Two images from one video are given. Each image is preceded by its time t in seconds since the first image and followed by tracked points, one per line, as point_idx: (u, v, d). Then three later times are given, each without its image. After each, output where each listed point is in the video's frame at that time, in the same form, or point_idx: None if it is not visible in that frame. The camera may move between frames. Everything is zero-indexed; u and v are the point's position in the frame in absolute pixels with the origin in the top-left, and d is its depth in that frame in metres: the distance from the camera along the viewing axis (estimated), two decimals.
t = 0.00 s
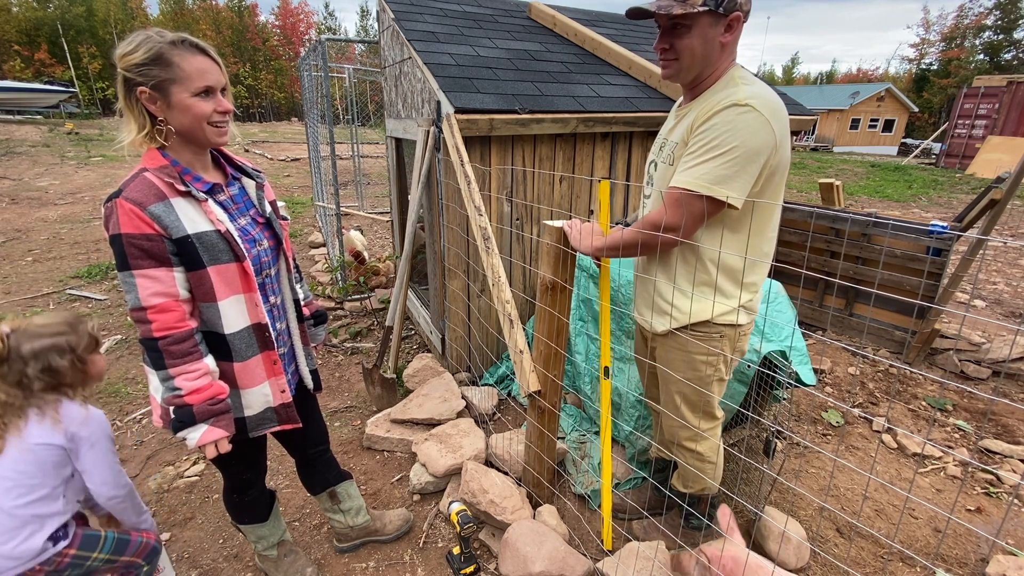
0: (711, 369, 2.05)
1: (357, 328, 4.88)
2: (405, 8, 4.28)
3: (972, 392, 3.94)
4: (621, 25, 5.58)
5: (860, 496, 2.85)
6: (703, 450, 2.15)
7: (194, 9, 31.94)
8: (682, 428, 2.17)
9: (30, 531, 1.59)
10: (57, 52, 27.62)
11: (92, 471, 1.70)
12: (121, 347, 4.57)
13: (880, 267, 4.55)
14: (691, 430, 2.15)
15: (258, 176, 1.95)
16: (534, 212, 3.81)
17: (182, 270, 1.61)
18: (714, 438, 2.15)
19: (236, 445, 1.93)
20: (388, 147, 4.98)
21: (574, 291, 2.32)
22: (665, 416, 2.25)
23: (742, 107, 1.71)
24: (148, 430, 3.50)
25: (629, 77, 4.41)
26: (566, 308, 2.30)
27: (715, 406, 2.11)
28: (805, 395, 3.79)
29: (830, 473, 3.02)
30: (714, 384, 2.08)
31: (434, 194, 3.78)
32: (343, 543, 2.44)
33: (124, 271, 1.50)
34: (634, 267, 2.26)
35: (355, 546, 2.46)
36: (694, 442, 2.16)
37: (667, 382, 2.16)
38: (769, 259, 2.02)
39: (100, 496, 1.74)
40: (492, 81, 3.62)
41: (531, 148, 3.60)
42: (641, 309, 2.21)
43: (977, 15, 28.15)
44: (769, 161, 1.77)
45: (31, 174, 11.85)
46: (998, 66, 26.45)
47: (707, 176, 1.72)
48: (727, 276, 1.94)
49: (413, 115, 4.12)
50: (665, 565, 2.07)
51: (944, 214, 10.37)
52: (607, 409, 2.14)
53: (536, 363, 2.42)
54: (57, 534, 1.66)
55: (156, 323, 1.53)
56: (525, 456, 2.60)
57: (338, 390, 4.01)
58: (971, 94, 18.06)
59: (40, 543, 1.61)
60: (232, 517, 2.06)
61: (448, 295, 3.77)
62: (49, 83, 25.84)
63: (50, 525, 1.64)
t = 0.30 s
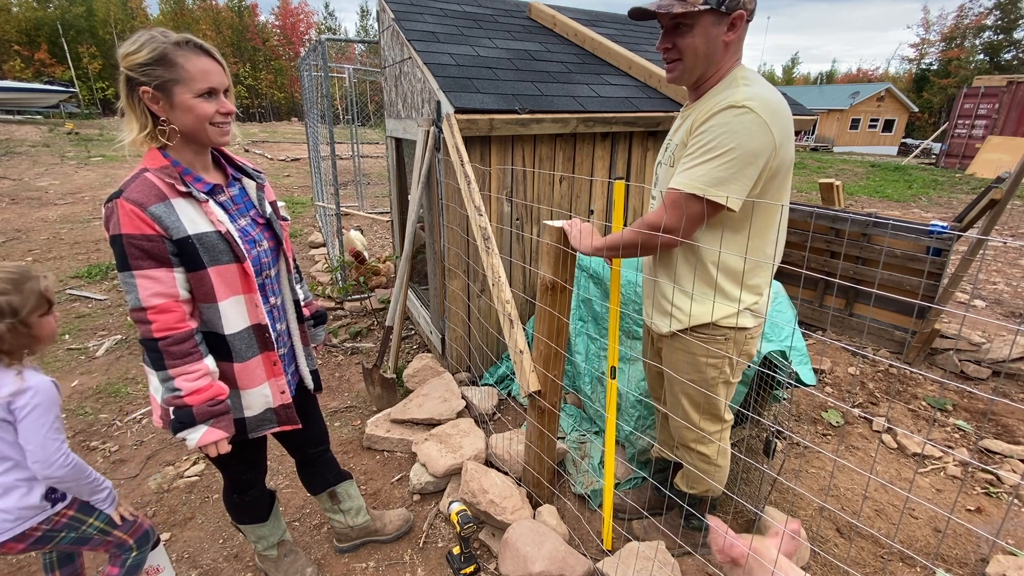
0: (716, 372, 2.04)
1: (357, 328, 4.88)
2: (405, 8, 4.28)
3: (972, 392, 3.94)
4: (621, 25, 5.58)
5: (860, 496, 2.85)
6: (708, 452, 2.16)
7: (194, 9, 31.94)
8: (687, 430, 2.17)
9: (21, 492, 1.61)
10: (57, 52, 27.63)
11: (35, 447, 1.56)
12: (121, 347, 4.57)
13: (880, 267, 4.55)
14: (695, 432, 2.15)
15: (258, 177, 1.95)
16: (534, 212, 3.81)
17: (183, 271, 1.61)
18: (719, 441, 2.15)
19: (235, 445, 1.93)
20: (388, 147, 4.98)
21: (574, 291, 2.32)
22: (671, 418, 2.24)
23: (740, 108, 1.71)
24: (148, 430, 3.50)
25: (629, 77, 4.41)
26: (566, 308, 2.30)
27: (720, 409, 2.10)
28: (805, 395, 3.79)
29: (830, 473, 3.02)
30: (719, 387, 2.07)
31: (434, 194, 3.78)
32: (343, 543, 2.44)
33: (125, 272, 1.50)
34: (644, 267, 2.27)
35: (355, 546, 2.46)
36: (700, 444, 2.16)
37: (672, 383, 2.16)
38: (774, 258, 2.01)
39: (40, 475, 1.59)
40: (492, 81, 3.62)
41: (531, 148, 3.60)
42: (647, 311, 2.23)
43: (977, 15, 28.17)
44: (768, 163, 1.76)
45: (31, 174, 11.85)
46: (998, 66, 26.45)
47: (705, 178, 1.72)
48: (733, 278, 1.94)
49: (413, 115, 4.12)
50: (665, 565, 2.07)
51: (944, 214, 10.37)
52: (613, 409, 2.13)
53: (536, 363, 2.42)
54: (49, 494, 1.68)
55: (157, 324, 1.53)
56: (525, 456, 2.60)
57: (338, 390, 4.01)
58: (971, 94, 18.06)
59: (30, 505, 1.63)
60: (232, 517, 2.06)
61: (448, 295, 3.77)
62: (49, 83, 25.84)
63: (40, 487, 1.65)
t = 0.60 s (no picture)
0: (723, 375, 2.03)
1: (357, 328, 4.88)
2: (405, 8, 4.28)
3: (972, 392, 3.95)
4: (621, 25, 5.58)
5: (861, 497, 2.85)
6: (714, 455, 2.16)
7: (194, 9, 31.94)
8: (694, 433, 2.17)
9: None
10: (57, 52, 27.63)
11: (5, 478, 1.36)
12: (121, 347, 4.57)
13: (880, 267, 4.55)
14: (702, 436, 2.15)
15: (258, 177, 1.95)
16: (534, 212, 3.80)
17: (182, 271, 1.61)
18: (723, 443, 2.15)
19: (235, 445, 1.93)
20: (388, 147, 4.98)
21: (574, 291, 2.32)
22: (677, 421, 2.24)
23: (737, 108, 1.70)
24: (148, 430, 3.50)
25: (629, 77, 4.41)
26: (566, 308, 2.30)
27: (723, 411, 2.11)
28: (805, 395, 3.79)
29: (830, 473, 3.02)
30: (725, 390, 2.07)
31: (434, 194, 3.78)
32: (343, 543, 2.44)
33: (124, 272, 1.50)
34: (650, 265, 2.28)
35: (355, 546, 2.46)
36: (706, 447, 2.17)
37: (678, 386, 2.17)
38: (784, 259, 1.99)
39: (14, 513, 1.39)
40: (492, 81, 3.62)
41: (531, 148, 3.60)
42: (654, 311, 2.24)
43: (977, 15, 28.17)
44: (768, 163, 1.75)
45: (31, 174, 11.85)
46: (998, 66, 26.46)
47: (703, 178, 1.72)
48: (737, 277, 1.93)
49: (412, 115, 4.12)
50: (665, 565, 2.07)
51: (945, 214, 10.37)
52: (618, 410, 2.13)
53: (536, 363, 2.42)
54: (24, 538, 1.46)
55: (156, 324, 1.53)
56: (525, 456, 2.60)
57: (338, 390, 4.01)
58: (971, 94, 18.06)
59: None
60: (232, 517, 2.06)
61: (448, 295, 3.77)
62: (49, 83, 25.83)
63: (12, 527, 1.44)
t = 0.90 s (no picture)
0: (724, 380, 2.04)
1: (357, 328, 4.88)
2: (405, 8, 4.29)
3: (972, 392, 3.94)
4: (621, 25, 5.59)
5: (861, 496, 2.85)
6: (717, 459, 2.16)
7: (194, 9, 31.95)
8: (697, 437, 2.17)
9: None
10: (57, 52, 27.64)
11: None
12: (121, 347, 4.57)
13: (880, 268, 4.55)
14: (705, 439, 2.14)
15: (258, 177, 1.95)
16: (534, 212, 3.80)
17: (182, 271, 1.61)
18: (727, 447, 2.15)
19: (235, 445, 1.92)
20: (388, 147, 4.98)
21: (574, 292, 2.32)
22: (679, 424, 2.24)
23: (731, 106, 1.70)
24: (148, 430, 3.50)
25: (628, 77, 4.42)
26: (566, 308, 2.31)
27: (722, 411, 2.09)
28: (805, 395, 3.79)
29: (830, 473, 3.02)
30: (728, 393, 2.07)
31: (434, 194, 3.78)
32: (343, 543, 2.44)
33: (124, 272, 1.50)
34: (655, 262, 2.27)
35: (355, 546, 2.46)
36: (708, 451, 2.16)
37: (681, 389, 2.16)
38: (790, 260, 1.97)
39: None
40: (492, 81, 3.62)
41: (531, 148, 3.60)
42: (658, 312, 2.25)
43: (977, 14, 28.17)
44: (765, 159, 1.74)
45: (31, 174, 11.86)
46: (998, 66, 26.47)
47: (696, 174, 1.73)
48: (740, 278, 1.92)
49: (413, 115, 4.12)
50: (665, 565, 2.07)
51: (945, 214, 10.37)
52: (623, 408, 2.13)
53: (536, 363, 2.42)
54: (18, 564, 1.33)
55: (156, 324, 1.53)
56: (525, 456, 2.60)
57: (338, 390, 4.01)
58: (972, 94, 18.05)
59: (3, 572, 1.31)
60: (232, 516, 2.06)
61: (448, 295, 3.77)
62: (49, 83, 25.82)
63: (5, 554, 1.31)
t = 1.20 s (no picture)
0: (727, 383, 2.03)
1: (357, 328, 4.88)
2: (405, 8, 4.29)
3: (972, 392, 3.94)
4: (621, 25, 5.59)
5: (861, 496, 2.85)
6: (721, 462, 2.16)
7: (194, 9, 31.96)
8: (701, 439, 2.17)
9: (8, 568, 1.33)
10: (57, 52, 27.65)
11: None
12: (121, 347, 4.57)
13: (880, 268, 4.55)
14: (707, 440, 2.14)
15: (258, 177, 1.95)
16: (534, 212, 3.81)
17: (182, 271, 1.61)
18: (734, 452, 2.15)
19: (235, 445, 1.92)
20: (388, 147, 4.98)
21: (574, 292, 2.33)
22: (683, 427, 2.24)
23: (726, 109, 1.70)
24: (148, 430, 3.50)
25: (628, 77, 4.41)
26: (566, 308, 2.31)
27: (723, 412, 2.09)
28: (805, 395, 3.79)
29: (830, 473, 3.02)
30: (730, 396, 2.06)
31: (434, 194, 3.78)
32: (343, 543, 2.44)
33: (124, 271, 1.50)
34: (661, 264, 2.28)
35: (355, 546, 2.46)
36: (711, 454, 2.16)
37: (683, 391, 2.16)
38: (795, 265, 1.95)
39: None
40: (492, 81, 3.62)
41: (531, 148, 3.59)
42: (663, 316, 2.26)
43: (978, 14, 28.18)
44: (760, 164, 1.73)
45: (31, 174, 11.86)
46: (998, 66, 26.47)
47: (688, 178, 1.73)
48: (745, 282, 1.92)
49: (413, 115, 4.12)
50: (665, 565, 2.07)
51: (945, 214, 10.36)
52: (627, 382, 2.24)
53: (536, 363, 2.42)
54: None
55: (156, 324, 1.53)
56: (525, 456, 2.60)
57: (338, 390, 4.01)
58: (972, 94, 18.05)
59: None
60: (232, 516, 2.06)
61: (448, 295, 3.77)
62: (49, 83, 25.81)
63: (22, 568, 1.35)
